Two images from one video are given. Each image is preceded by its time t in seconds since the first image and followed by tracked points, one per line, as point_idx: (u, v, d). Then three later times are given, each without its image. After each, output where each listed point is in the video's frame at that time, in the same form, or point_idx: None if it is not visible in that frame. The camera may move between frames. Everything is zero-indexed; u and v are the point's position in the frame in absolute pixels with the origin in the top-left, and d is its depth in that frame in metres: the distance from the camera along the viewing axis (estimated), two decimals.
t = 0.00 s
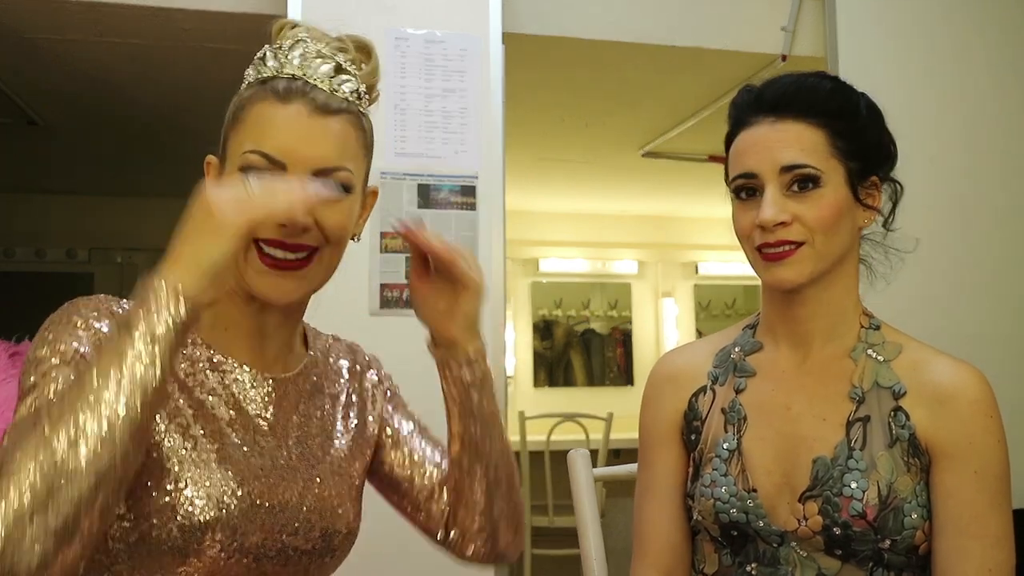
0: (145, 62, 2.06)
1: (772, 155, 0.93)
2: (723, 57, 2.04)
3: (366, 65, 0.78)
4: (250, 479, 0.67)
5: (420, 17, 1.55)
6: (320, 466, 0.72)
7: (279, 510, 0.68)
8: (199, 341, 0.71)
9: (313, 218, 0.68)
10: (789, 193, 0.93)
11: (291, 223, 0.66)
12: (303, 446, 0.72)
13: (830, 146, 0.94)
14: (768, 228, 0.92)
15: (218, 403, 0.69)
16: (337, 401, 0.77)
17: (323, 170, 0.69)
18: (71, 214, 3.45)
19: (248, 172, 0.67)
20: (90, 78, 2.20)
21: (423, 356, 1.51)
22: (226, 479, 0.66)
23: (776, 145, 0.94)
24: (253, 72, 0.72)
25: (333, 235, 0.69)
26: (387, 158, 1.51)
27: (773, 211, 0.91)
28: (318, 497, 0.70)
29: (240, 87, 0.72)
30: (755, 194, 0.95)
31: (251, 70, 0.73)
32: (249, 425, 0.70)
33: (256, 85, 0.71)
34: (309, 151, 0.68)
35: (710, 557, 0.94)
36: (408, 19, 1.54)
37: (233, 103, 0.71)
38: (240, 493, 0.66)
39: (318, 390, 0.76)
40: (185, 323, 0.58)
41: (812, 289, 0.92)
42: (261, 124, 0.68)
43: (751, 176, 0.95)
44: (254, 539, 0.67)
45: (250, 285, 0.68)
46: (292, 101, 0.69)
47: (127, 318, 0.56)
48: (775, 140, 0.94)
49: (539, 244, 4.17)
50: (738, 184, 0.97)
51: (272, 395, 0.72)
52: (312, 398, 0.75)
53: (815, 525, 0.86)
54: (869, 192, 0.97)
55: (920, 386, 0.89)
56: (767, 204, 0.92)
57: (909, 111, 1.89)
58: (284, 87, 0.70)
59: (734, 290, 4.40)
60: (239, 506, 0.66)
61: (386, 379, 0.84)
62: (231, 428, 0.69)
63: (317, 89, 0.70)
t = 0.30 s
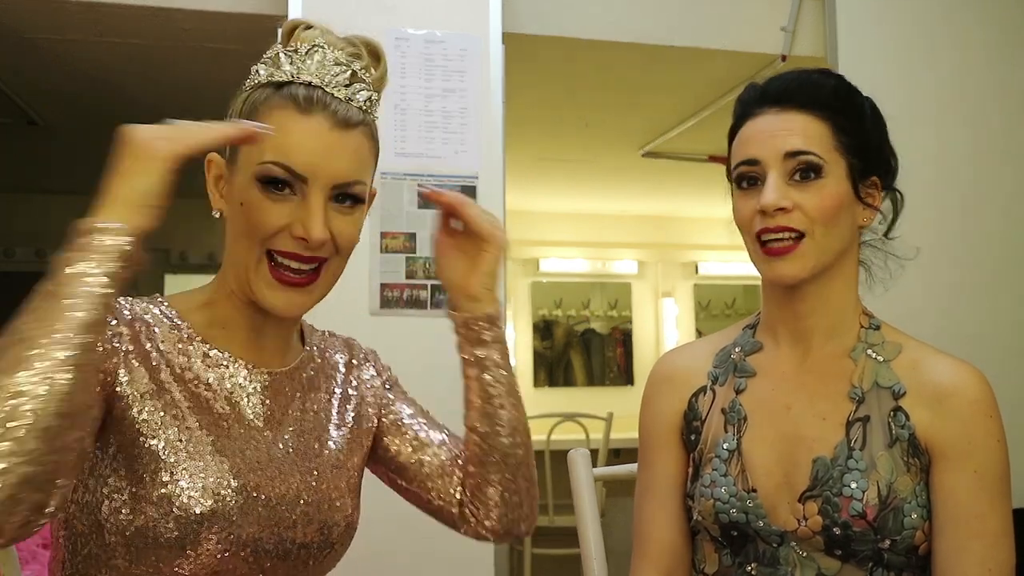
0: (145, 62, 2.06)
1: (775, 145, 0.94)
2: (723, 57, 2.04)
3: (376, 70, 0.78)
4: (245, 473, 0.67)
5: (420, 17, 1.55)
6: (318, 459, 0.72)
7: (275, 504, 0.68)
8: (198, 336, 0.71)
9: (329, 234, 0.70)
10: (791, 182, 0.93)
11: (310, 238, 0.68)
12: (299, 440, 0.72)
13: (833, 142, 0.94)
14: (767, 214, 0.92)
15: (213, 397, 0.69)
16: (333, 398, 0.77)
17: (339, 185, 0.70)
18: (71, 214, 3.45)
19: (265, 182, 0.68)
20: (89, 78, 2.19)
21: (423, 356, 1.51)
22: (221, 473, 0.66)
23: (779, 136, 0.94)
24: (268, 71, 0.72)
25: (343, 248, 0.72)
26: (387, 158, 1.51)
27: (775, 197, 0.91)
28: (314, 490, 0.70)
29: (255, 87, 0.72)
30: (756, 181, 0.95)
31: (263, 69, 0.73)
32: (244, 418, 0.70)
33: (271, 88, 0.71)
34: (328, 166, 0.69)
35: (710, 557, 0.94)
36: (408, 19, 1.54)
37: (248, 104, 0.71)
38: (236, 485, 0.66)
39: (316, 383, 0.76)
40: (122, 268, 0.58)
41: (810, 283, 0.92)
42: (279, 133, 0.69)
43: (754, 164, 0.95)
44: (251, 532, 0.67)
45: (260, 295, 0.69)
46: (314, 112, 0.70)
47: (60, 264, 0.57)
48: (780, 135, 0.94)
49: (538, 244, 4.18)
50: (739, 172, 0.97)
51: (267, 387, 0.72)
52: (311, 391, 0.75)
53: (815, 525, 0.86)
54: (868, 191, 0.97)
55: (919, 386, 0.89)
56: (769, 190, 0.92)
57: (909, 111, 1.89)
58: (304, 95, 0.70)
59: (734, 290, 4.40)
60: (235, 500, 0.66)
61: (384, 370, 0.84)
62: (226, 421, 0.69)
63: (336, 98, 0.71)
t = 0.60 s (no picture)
0: (145, 62, 2.06)
1: (762, 152, 0.94)
2: (724, 57, 2.04)
3: (369, 69, 0.78)
4: (245, 470, 0.67)
5: (420, 17, 1.55)
6: (316, 458, 0.72)
7: (274, 502, 0.68)
8: (194, 334, 0.71)
9: (321, 229, 0.69)
10: (781, 189, 0.93)
11: (301, 234, 0.68)
12: (298, 439, 0.72)
13: (823, 144, 0.94)
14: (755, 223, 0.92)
15: (212, 396, 0.69)
16: (332, 397, 0.77)
17: (331, 181, 0.70)
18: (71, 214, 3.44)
19: (256, 179, 0.69)
20: (89, 78, 2.19)
21: (423, 356, 1.51)
22: (220, 471, 0.66)
23: (766, 142, 0.94)
24: (260, 69, 0.72)
25: (335, 244, 0.71)
26: (388, 158, 1.51)
27: (763, 205, 0.92)
28: (312, 488, 0.70)
29: (247, 86, 0.72)
30: (745, 190, 0.95)
31: (255, 69, 0.73)
32: (242, 416, 0.70)
33: (264, 87, 0.71)
34: (319, 162, 0.69)
35: (711, 557, 0.94)
36: (408, 19, 1.54)
37: (241, 104, 0.71)
38: (235, 483, 0.66)
39: (314, 382, 0.76)
40: (116, 272, 0.58)
41: (800, 288, 0.93)
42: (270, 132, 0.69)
43: (745, 172, 0.95)
44: (250, 531, 0.67)
45: (257, 291, 0.69)
46: (305, 109, 0.70)
47: (55, 263, 0.57)
48: (763, 140, 0.94)
49: (538, 244, 4.18)
50: (734, 179, 0.97)
51: (266, 386, 0.72)
52: (308, 390, 0.75)
53: (816, 524, 0.86)
54: (867, 192, 0.97)
55: (920, 385, 0.89)
56: (757, 199, 0.92)
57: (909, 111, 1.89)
58: (295, 93, 0.70)
59: (734, 291, 4.40)
60: (233, 498, 0.66)
61: (383, 372, 0.84)
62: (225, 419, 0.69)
63: (328, 96, 0.71)
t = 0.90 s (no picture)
0: (145, 62, 2.05)
1: (776, 147, 0.93)
2: (724, 57, 2.03)
3: (367, 71, 0.78)
4: (243, 467, 0.67)
5: (421, 17, 1.54)
6: (314, 456, 0.72)
7: (273, 499, 0.68)
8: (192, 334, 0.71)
9: (320, 230, 0.69)
10: (793, 184, 0.93)
11: (302, 234, 0.68)
12: (294, 437, 0.71)
13: (834, 142, 0.93)
14: (769, 218, 0.91)
15: (209, 394, 0.69)
16: (326, 394, 0.77)
17: (332, 182, 0.70)
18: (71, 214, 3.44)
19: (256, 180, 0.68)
20: (88, 77, 2.19)
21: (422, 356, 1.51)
22: (218, 468, 0.66)
23: (778, 138, 0.94)
24: (256, 72, 0.72)
25: (334, 244, 0.71)
26: (387, 158, 1.51)
27: (778, 200, 0.91)
28: (310, 486, 0.70)
29: (248, 85, 0.72)
30: (757, 185, 0.95)
31: (253, 71, 0.72)
32: (240, 415, 0.70)
33: (264, 87, 0.71)
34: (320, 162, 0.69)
35: (711, 558, 0.94)
36: (408, 18, 1.54)
37: (240, 104, 0.71)
38: (233, 480, 0.66)
39: (310, 380, 0.76)
40: (148, 262, 0.58)
41: (809, 286, 0.92)
42: (269, 132, 0.69)
43: (756, 167, 0.94)
44: (249, 528, 0.67)
45: (257, 292, 0.69)
46: (305, 108, 0.70)
47: (92, 247, 0.57)
48: (775, 136, 0.94)
49: (538, 244, 4.18)
50: (740, 175, 0.96)
51: (262, 384, 0.72)
52: (304, 388, 0.75)
53: (816, 526, 0.86)
54: (868, 192, 0.97)
55: (919, 386, 0.89)
56: (771, 193, 0.92)
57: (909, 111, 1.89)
58: (294, 93, 0.70)
59: (734, 291, 4.40)
60: (231, 495, 0.66)
61: (377, 366, 0.84)
62: (222, 417, 0.69)
63: (326, 96, 0.71)
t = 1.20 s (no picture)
0: (145, 61, 2.05)
1: (777, 149, 0.93)
2: (724, 57, 2.03)
3: (364, 70, 0.78)
4: (243, 468, 0.67)
5: (420, 17, 1.55)
6: (314, 458, 0.71)
7: (272, 500, 0.68)
8: (192, 334, 0.71)
9: (320, 223, 0.69)
10: (794, 186, 0.93)
11: (302, 227, 0.68)
12: (295, 439, 0.71)
13: (834, 142, 0.93)
14: (771, 219, 0.91)
15: (209, 396, 0.69)
16: (328, 399, 0.77)
17: (331, 176, 0.70)
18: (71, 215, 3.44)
19: (255, 176, 0.69)
20: (87, 77, 2.19)
21: (423, 356, 1.51)
22: (218, 470, 0.66)
23: (779, 140, 0.94)
24: (256, 71, 0.72)
25: (335, 239, 0.71)
26: (388, 158, 1.51)
27: (780, 202, 0.91)
28: (310, 487, 0.70)
29: (247, 86, 0.72)
30: (759, 187, 0.95)
31: (253, 71, 0.72)
32: (240, 416, 0.70)
33: (260, 87, 0.71)
34: (318, 158, 0.69)
35: (711, 558, 0.94)
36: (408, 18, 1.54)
37: (239, 104, 0.71)
38: (232, 482, 0.66)
39: (312, 382, 0.76)
40: (74, 272, 0.58)
41: (811, 286, 0.92)
42: (269, 130, 0.69)
43: (756, 168, 0.94)
44: (249, 530, 0.67)
45: (257, 287, 0.69)
46: (304, 106, 0.70)
47: (14, 264, 0.57)
48: (776, 138, 0.94)
49: (538, 243, 4.19)
50: (741, 177, 0.97)
51: (263, 385, 0.71)
52: (306, 389, 0.75)
53: (815, 526, 0.86)
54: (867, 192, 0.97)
55: (919, 385, 0.89)
56: (773, 195, 0.92)
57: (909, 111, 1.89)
58: (293, 91, 0.70)
59: (735, 290, 4.40)
60: (231, 498, 0.66)
61: (379, 373, 0.84)
62: (223, 419, 0.69)
63: (325, 95, 0.71)
